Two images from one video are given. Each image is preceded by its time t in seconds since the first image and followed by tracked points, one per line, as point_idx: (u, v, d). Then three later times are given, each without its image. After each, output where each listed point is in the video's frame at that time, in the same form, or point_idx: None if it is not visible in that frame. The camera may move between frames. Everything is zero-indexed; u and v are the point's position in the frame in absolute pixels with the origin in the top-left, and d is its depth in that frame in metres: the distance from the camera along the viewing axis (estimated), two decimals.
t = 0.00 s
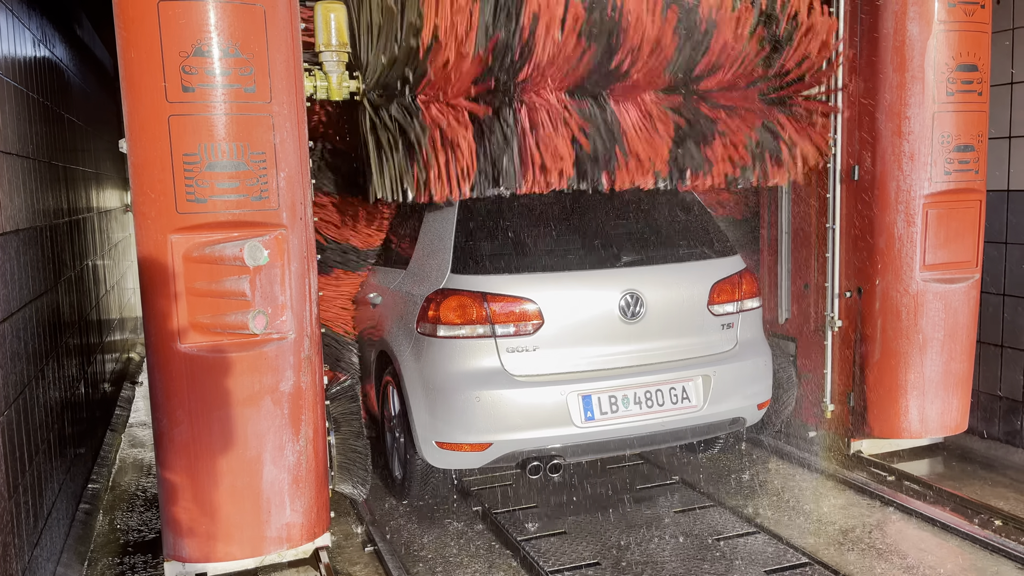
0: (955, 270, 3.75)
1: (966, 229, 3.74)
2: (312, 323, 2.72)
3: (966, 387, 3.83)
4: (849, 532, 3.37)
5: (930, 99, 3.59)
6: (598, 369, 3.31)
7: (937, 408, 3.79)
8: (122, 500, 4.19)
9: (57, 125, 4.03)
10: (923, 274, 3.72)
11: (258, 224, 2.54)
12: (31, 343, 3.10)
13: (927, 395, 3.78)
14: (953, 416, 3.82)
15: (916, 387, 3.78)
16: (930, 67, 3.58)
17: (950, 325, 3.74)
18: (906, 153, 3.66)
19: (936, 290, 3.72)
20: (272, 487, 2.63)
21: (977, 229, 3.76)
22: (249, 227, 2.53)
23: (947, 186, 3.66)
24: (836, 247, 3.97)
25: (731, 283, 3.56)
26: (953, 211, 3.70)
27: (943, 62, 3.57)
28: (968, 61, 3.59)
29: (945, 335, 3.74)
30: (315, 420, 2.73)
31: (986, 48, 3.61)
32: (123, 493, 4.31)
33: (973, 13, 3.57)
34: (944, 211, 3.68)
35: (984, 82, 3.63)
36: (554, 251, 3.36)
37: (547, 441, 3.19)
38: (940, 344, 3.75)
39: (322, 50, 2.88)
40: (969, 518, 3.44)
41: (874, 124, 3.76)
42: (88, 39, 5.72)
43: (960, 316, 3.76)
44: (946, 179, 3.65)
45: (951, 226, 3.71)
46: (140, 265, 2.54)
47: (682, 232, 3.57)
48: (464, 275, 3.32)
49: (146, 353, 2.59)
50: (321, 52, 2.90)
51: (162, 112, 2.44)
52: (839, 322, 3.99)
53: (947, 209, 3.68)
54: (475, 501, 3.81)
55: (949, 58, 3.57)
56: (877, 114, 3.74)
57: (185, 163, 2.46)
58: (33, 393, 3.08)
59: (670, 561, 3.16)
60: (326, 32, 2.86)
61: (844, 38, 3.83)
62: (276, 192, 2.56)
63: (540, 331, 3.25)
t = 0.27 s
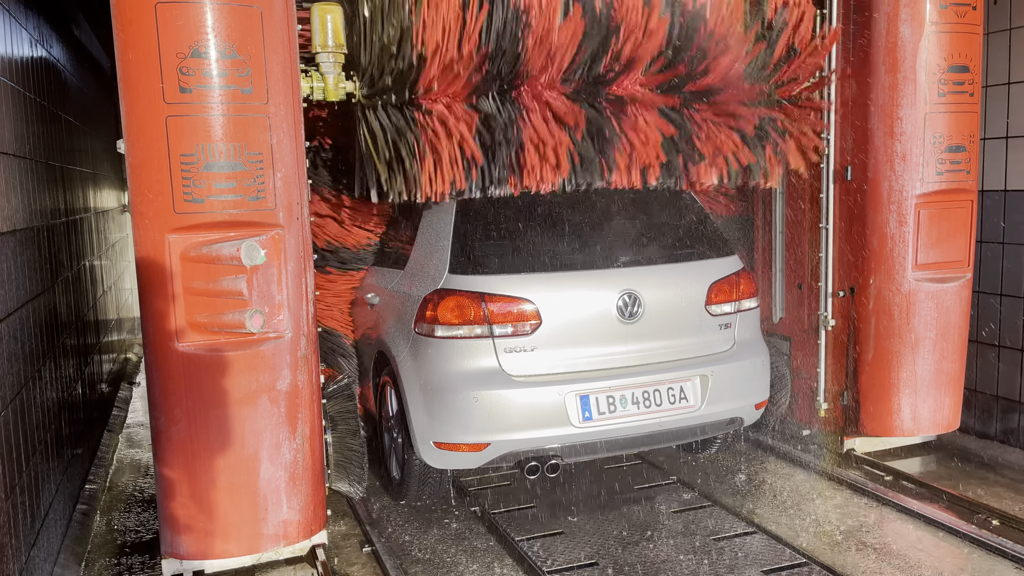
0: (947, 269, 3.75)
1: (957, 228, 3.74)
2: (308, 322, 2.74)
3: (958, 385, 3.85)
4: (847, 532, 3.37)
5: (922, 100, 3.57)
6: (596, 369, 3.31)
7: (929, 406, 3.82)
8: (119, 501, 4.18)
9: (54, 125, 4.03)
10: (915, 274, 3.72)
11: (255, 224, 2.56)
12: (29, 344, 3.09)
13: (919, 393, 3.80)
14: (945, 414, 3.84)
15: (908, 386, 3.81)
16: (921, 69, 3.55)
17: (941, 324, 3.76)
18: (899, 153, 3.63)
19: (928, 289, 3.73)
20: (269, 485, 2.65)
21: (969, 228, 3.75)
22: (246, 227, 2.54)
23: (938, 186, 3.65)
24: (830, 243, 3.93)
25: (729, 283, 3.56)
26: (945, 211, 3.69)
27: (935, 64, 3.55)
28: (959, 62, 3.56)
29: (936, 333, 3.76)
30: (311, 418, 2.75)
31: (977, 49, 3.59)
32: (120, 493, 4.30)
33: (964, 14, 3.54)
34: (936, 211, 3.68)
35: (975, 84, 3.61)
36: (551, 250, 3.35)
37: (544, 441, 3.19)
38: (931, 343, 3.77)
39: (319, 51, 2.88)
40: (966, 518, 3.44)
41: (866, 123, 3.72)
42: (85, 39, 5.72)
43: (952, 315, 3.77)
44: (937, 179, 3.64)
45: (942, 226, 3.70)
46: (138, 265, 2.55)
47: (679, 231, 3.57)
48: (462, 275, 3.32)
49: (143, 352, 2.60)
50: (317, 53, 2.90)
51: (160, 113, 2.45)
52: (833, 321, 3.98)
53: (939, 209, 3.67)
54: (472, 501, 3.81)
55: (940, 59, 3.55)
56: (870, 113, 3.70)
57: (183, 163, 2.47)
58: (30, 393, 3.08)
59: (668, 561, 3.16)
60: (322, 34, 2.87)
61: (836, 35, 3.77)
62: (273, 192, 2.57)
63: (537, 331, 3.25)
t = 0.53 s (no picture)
0: (939, 268, 3.79)
1: (949, 228, 3.78)
2: (305, 320, 2.74)
3: (950, 383, 3.88)
4: (846, 532, 3.37)
5: (914, 100, 3.64)
6: (595, 369, 3.31)
7: (921, 404, 3.85)
8: (118, 502, 4.17)
9: (52, 126, 4.02)
10: (907, 274, 3.77)
11: (253, 224, 2.56)
12: (27, 344, 3.09)
13: (911, 391, 3.84)
14: (937, 412, 3.87)
15: (901, 384, 3.84)
16: (913, 70, 3.63)
17: (934, 323, 3.79)
18: (891, 154, 3.71)
19: (920, 288, 3.77)
20: (267, 482, 2.66)
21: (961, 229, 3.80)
22: (244, 226, 2.55)
23: (930, 186, 3.71)
24: (823, 245, 3.95)
25: (727, 283, 3.56)
26: (938, 211, 3.74)
27: (926, 65, 3.62)
28: (950, 63, 3.64)
29: (929, 332, 3.79)
30: (308, 416, 2.76)
31: (968, 50, 3.67)
32: (118, 494, 4.29)
33: (955, 16, 3.62)
34: (928, 210, 3.73)
35: (966, 85, 3.68)
36: (549, 251, 3.36)
37: (543, 441, 3.19)
38: (924, 341, 3.80)
39: (316, 52, 2.98)
40: (965, 518, 3.44)
41: (859, 124, 3.81)
42: (84, 40, 5.72)
43: (944, 314, 3.80)
44: (929, 180, 3.70)
45: (935, 226, 3.74)
46: (136, 265, 2.55)
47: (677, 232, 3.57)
48: (460, 276, 3.32)
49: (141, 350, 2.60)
50: (314, 55, 2.99)
51: (158, 114, 2.45)
52: (826, 320, 4.01)
53: (931, 209, 3.72)
54: (471, 501, 3.81)
55: (932, 61, 3.62)
56: (863, 115, 3.78)
57: (181, 164, 2.47)
58: (28, 394, 3.07)
59: (667, 562, 3.16)
60: (319, 35, 2.96)
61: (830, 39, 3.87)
62: (271, 193, 2.58)
63: (536, 331, 3.25)
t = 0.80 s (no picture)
0: (931, 268, 3.81)
1: (942, 229, 3.80)
2: (304, 319, 2.74)
3: (943, 382, 3.89)
4: (845, 533, 3.38)
5: (907, 102, 3.65)
6: (594, 369, 3.31)
7: (915, 403, 3.86)
8: (117, 503, 4.17)
9: (52, 127, 4.02)
10: (900, 274, 3.78)
11: (251, 224, 2.56)
12: (26, 345, 3.09)
13: (904, 390, 3.84)
14: (930, 411, 3.88)
15: (894, 383, 3.85)
16: (906, 72, 3.64)
17: (927, 322, 3.80)
18: (884, 155, 3.72)
19: (913, 288, 3.78)
20: (265, 480, 2.66)
21: (953, 228, 3.81)
22: (243, 227, 2.55)
23: (923, 187, 3.72)
24: (817, 245, 3.99)
25: (727, 284, 3.57)
26: (931, 212, 3.76)
27: (919, 67, 3.63)
28: (944, 65, 3.65)
29: (922, 332, 3.80)
30: (307, 414, 2.76)
31: (961, 53, 3.67)
32: (117, 495, 4.29)
33: (948, 18, 3.63)
34: (921, 211, 3.75)
35: (959, 87, 3.69)
36: (549, 252, 3.36)
37: (543, 442, 3.19)
38: (917, 340, 3.81)
39: (315, 55, 2.97)
40: (964, 518, 3.45)
41: (853, 126, 3.82)
42: (83, 42, 5.72)
43: (937, 314, 3.81)
44: (922, 180, 3.71)
45: (928, 226, 3.77)
46: (136, 265, 2.56)
47: (678, 233, 3.57)
48: (460, 276, 3.32)
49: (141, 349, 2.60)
50: (313, 57, 2.99)
51: (158, 115, 2.46)
52: (821, 320, 4.03)
53: (924, 209, 3.75)
54: (470, 501, 3.81)
55: (925, 63, 3.63)
56: (857, 117, 3.80)
57: (181, 165, 2.47)
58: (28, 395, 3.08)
59: (666, 562, 3.16)
60: (318, 38, 2.95)
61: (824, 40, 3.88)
62: (270, 193, 2.58)
63: (535, 331, 3.25)
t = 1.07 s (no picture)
0: (925, 268, 3.82)
1: (936, 229, 3.81)
2: (304, 318, 2.75)
3: (937, 380, 3.91)
4: (845, 533, 3.37)
5: (901, 103, 3.64)
6: (595, 370, 3.31)
7: (909, 402, 3.88)
8: (117, 503, 4.17)
9: (52, 127, 4.02)
10: (895, 273, 3.80)
11: (251, 224, 2.57)
12: (27, 345, 3.09)
13: (899, 388, 3.86)
14: (925, 409, 3.90)
15: (888, 382, 3.86)
16: (900, 74, 3.63)
17: (921, 322, 3.82)
18: (878, 156, 3.71)
19: (908, 287, 3.80)
20: (265, 477, 2.66)
21: (947, 228, 3.83)
22: (243, 226, 2.56)
23: (917, 187, 3.73)
24: (813, 243, 3.97)
25: (727, 284, 3.56)
26: (926, 212, 3.77)
27: (913, 69, 3.62)
28: (937, 66, 3.65)
29: (916, 331, 3.82)
30: (307, 412, 2.76)
31: (955, 55, 3.68)
32: (118, 495, 4.29)
33: (942, 19, 3.62)
34: (915, 211, 3.75)
35: (954, 88, 3.69)
36: (550, 252, 3.35)
37: (543, 442, 3.19)
38: (911, 340, 3.83)
39: (314, 57, 2.96)
40: (964, 518, 3.44)
41: (847, 128, 3.78)
42: (84, 42, 5.72)
43: (931, 313, 3.83)
44: (917, 181, 3.72)
45: (922, 226, 3.78)
46: (138, 265, 2.57)
47: (679, 233, 3.57)
48: (460, 276, 3.32)
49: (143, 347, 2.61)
50: (312, 59, 2.98)
51: (159, 117, 2.46)
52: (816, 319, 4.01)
53: (918, 209, 3.75)
54: (471, 501, 3.82)
55: (918, 64, 3.62)
56: (851, 117, 3.76)
57: (182, 165, 2.48)
58: (29, 395, 3.09)
59: (666, 562, 3.16)
60: (317, 40, 2.96)
61: (818, 37, 3.82)
62: (269, 194, 2.59)
63: (535, 331, 3.25)
